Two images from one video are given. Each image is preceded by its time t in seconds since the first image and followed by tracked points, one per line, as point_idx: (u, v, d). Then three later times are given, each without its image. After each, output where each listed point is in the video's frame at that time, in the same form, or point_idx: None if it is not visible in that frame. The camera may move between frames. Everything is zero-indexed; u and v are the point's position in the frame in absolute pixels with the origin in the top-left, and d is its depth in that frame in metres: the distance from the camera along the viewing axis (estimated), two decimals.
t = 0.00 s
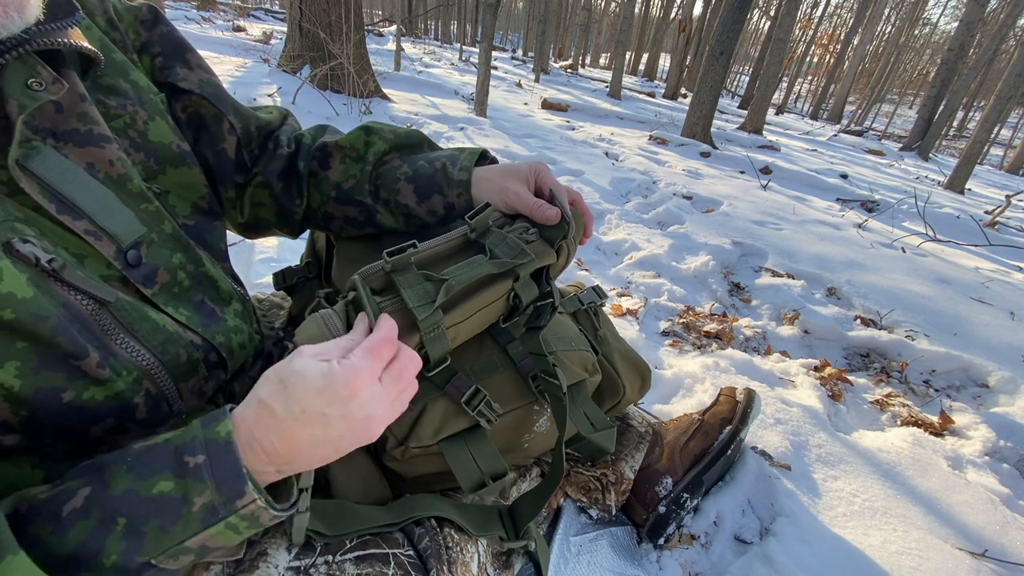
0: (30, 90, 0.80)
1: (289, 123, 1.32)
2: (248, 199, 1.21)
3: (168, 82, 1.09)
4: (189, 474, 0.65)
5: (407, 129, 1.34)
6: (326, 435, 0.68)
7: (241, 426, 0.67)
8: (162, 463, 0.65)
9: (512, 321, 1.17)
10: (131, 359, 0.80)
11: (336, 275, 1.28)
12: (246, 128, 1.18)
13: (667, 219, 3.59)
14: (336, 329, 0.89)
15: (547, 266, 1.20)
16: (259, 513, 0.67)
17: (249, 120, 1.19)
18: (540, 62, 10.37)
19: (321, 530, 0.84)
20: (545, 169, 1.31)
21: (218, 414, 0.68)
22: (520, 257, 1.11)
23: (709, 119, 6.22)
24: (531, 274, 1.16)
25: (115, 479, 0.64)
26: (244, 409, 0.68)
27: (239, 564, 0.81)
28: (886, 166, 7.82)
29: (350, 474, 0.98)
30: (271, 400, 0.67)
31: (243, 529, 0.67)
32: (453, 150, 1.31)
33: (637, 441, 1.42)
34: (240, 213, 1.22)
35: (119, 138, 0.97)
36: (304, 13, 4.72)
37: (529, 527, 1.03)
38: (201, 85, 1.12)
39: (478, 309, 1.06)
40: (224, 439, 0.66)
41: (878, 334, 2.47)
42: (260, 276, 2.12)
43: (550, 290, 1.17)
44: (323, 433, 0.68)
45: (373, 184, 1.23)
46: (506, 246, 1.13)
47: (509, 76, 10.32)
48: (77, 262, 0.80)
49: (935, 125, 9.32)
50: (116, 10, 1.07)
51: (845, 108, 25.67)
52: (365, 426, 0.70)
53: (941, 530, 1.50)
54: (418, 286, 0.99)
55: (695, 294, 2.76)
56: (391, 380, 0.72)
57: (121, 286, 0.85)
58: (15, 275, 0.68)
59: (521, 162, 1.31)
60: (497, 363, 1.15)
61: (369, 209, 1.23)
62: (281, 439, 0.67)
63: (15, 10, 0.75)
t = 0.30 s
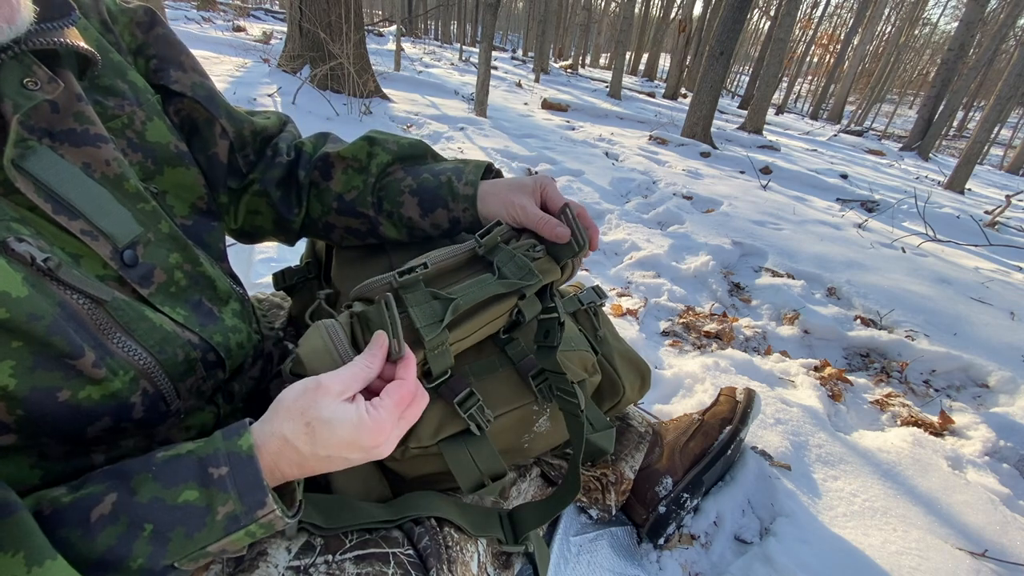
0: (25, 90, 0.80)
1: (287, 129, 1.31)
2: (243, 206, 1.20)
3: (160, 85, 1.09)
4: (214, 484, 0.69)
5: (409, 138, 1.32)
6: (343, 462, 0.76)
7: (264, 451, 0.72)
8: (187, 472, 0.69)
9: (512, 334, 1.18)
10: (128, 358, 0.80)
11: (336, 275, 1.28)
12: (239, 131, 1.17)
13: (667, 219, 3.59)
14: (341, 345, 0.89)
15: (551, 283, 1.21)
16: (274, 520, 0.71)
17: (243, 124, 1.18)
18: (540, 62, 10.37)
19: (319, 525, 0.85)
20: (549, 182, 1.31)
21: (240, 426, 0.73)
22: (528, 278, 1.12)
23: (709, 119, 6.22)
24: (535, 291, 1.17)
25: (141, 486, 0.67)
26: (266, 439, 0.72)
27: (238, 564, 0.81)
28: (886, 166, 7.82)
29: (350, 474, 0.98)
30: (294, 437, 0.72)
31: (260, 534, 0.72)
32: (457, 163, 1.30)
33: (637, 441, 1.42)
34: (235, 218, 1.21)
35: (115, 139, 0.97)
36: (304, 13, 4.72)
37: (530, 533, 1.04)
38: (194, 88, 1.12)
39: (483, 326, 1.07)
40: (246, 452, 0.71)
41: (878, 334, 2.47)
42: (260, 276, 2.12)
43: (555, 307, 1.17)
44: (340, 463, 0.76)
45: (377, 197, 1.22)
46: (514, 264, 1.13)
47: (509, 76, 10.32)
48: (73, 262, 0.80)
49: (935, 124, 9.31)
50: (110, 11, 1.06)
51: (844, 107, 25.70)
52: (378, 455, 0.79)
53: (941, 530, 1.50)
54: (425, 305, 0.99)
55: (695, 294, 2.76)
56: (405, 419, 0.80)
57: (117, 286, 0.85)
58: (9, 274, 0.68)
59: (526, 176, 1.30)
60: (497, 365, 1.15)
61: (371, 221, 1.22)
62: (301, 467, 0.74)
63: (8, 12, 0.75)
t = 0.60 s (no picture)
0: (21, 89, 0.80)
1: (285, 132, 1.31)
2: (239, 210, 1.20)
3: (154, 86, 1.09)
4: (217, 489, 0.70)
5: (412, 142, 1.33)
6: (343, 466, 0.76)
7: (265, 455, 0.72)
8: (190, 476, 0.70)
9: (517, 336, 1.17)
10: (125, 358, 0.80)
11: (338, 275, 1.28)
12: (233, 133, 1.17)
13: (667, 219, 3.59)
14: (353, 349, 0.89)
15: (557, 287, 1.19)
16: (276, 526, 0.71)
17: (237, 125, 1.18)
18: (540, 62, 10.37)
19: (319, 525, 0.85)
20: (555, 184, 1.30)
21: (244, 432, 0.73)
22: (540, 285, 1.11)
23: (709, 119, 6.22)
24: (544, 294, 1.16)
25: (149, 496, 0.67)
26: (268, 444, 0.72)
27: (238, 563, 0.81)
28: (886, 166, 7.83)
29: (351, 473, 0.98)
30: (295, 442, 0.72)
31: (262, 540, 0.72)
32: (460, 167, 1.30)
33: (637, 441, 1.41)
34: (231, 221, 1.21)
35: (112, 139, 0.97)
36: (304, 13, 4.73)
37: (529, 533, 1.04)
38: (187, 89, 1.11)
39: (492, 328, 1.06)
40: (250, 458, 0.71)
41: (879, 334, 2.47)
42: (260, 276, 2.12)
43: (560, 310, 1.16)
44: (340, 466, 0.75)
45: (378, 202, 1.22)
46: (525, 270, 1.11)
47: (509, 76, 10.32)
48: (70, 262, 0.80)
49: (935, 124, 9.32)
50: (104, 11, 1.05)
51: (844, 108, 25.70)
52: (380, 458, 0.77)
53: (941, 530, 1.50)
54: (438, 309, 0.99)
55: (695, 294, 2.76)
56: (408, 425, 0.78)
57: (115, 286, 0.85)
58: (5, 275, 0.68)
59: (532, 181, 1.30)
60: (498, 364, 1.15)
61: (374, 226, 1.22)
62: (303, 472, 0.74)
63: None
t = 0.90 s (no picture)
0: (20, 88, 0.79)
1: (281, 148, 1.31)
2: (235, 220, 1.19)
3: (161, 94, 1.09)
4: (208, 498, 0.69)
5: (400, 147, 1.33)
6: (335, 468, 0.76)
7: (255, 464, 0.72)
8: (181, 485, 0.70)
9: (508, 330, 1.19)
10: (124, 358, 0.80)
11: (333, 275, 1.28)
12: (235, 144, 1.17)
13: (667, 219, 3.59)
14: (342, 349, 0.89)
15: (547, 277, 1.21)
16: (268, 536, 0.71)
17: (239, 137, 1.18)
18: (540, 62, 10.37)
19: (318, 525, 0.85)
20: (536, 176, 1.31)
21: (237, 440, 0.73)
22: (526, 275, 1.12)
23: (709, 119, 6.22)
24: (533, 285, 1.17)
25: (136, 494, 0.68)
26: (257, 453, 0.72)
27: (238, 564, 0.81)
28: (886, 166, 7.83)
29: (351, 473, 0.98)
30: (284, 450, 0.72)
31: (254, 550, 0.71)
32: (448, 168, 1.30)
33: (637, 440, 1.41)
34: (227, 232, 1.19)
35: (115, 139, 0.97)
36: (304, 13, 4.74)
37: (529, 531, 1.04)
38: (195, 98, 1.11)
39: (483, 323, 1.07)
40: (242, 467, 0.71)
41: (879, 334, 2.47)
42: (260, 276, 2.12)
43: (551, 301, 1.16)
44: (331, 469, 0.76)
45: (367, 206, 1.22)
46: (511, 261, 1.13)
47: (509, 76, 10.33)
48: (68, 261, 0.80)
49: (935, 124, 9.32)
50: (112, 20, 1.06)
51: (844, 107, 25.70)
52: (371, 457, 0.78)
53: (941, 530, 1.50)
54: (426, 305, 1.00)
55: (695, 294, 2.76)
56: (397, 422, 0.79)
57: (113, 286, 0.85)
58: (3, 275, 0.68)
59: (513, 174, 1.30)
60: (494, 362, 1.15)
61: (365, 232, 1.22)
62: (293, 478, 0.74)
63: None
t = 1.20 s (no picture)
0: (14, 85, 0.79)
1: (280, 143, 1.31)
2: (231, 218, 1.19)
3: (152, 90, 1.08)
4: (205, 497, 0.69)
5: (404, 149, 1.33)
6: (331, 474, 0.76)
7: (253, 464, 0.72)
8: (178, 483, 0.69)
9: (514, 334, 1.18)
10: (118, 355, 0.80)
11: (335, 276, 1.28)
12: (228, 140, 1.16)
13: (667, 219, 3.59)
14: (348, 357, 0.89)
15: (551, 285, 1.20)
16: (265, 534, 0.71)
17: (233, 132, 1.17)
18: (540, 62, 10.37)
19: (318, 524, 0.85)
20: (542, 182, 1.30)
21: (234, 439, 0.73)
22: (532, 287, 1.10)
23: (709, 119, 6.21)
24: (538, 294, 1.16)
25: (135, 495, 0.67)
26: (257, 452, 0.72)
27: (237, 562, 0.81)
28: (886, 166, 7.82)
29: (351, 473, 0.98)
30: (284, 452, 0.72)
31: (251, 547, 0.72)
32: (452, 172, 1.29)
33: (637, 441, 1.41)
34: (224, 229, 1.20)
35: (110, 138, 0.98)
36: (304, 13, 4.74)
37: (529, 532, 1.04)
38: (186, 94, 1.11)
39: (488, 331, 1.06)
40: (239, 465, 0.71)
41: (878, 334, 2.47)
42: (260, 276, 2.12)
43: (554, 308, 1.15)
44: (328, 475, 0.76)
45: (370, 208, 1.21)
46: (518, 271, 1.11)
47: (509, 76, 10.33)
48: (62, 259, 0.80)
49: (935, 124, 9.31)
50: (103, 16, 1.06)
51: (845, 107, 25.69)
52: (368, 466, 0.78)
53: (941, 530, 1.50)
54: (433, 314, 0.98)
55: (695, 294, 2.76)
56: (398, 433, 0.79)
57: (108, 283, 0.85)
58: None
59: (519, 181, 1.30)
60: (495, 363, 1.15)
61: (367, 234, 1.22)
62: (290, 481, 0.74)
63: None
